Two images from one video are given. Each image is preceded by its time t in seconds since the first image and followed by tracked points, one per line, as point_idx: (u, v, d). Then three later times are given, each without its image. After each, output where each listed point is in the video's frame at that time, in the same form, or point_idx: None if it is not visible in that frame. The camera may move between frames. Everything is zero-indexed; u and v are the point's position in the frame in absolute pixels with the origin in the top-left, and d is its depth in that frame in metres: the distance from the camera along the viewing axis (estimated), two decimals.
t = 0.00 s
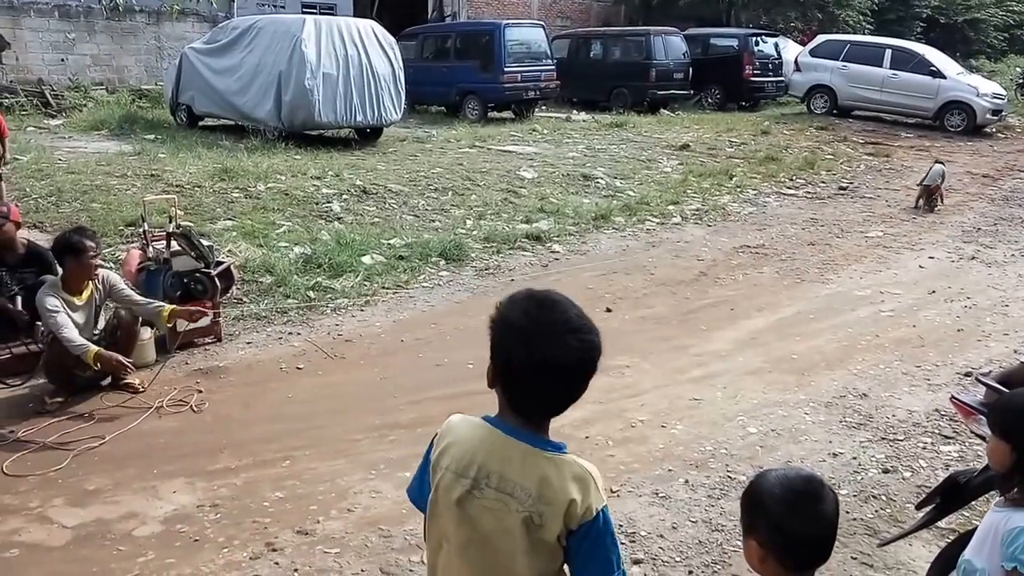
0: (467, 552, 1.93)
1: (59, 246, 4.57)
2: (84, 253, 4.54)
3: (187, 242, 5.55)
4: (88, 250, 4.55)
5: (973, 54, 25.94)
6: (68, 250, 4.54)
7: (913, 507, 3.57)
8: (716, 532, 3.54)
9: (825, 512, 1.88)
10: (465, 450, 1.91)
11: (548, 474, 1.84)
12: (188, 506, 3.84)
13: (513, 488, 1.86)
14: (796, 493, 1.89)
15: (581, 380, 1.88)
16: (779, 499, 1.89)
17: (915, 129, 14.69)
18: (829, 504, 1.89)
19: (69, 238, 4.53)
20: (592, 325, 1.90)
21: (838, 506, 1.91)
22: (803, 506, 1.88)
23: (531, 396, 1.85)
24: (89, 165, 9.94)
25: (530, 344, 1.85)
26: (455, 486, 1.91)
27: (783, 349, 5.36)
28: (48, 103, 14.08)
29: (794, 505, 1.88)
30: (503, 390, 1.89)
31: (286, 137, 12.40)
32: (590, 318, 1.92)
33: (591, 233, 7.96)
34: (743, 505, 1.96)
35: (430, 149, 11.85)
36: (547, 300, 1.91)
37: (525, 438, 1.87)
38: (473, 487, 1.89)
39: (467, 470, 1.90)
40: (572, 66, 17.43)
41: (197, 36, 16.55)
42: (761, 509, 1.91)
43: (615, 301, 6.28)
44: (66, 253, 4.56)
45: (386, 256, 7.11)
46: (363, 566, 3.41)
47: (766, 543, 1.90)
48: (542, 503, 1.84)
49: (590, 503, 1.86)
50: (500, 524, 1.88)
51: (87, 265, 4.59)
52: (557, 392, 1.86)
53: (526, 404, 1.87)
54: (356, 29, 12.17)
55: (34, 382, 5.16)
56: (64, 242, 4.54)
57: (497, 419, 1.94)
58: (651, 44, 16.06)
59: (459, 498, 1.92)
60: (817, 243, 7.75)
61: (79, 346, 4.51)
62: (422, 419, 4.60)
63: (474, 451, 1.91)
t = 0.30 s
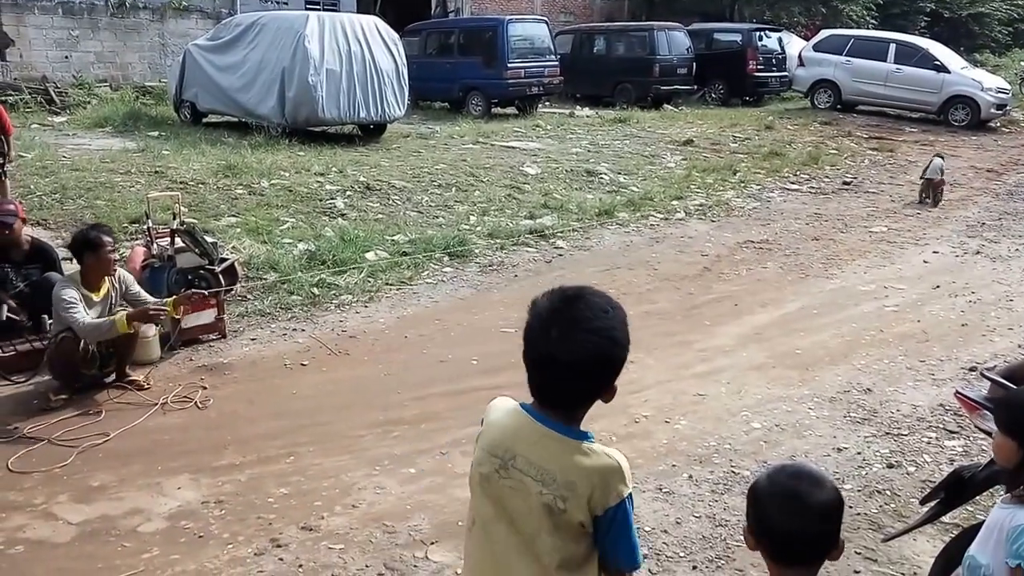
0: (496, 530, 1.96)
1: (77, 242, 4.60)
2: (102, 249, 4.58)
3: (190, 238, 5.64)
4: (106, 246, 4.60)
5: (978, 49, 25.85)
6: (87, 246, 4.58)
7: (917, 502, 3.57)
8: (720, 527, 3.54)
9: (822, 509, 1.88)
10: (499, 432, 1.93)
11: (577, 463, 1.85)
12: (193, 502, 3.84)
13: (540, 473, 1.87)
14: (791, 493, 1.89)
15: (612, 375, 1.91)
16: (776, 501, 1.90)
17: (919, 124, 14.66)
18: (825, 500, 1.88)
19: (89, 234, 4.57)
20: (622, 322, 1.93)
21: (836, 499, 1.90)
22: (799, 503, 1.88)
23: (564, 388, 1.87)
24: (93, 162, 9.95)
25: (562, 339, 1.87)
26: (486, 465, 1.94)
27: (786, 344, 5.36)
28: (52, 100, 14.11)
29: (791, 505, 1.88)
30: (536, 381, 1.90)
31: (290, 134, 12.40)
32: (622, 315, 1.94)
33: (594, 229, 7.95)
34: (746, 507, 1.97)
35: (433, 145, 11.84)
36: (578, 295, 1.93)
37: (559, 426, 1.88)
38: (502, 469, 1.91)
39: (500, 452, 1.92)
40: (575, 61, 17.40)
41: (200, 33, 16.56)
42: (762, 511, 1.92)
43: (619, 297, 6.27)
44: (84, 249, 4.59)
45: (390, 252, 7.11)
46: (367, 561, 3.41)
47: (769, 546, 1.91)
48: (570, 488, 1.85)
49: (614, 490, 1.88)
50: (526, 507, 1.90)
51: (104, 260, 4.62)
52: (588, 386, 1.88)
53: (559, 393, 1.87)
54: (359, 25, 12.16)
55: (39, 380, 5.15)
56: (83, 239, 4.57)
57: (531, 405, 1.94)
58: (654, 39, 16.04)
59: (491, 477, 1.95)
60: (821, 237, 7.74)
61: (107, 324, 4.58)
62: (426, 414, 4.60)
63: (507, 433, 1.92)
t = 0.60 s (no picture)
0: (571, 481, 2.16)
1: (96, 237, 4.66)
2: (121, 245, 4.65)
3: (195, 236, 5.61)
4: (126, 241, 4.67)
5: (982, 43, 25.79)
6: (107, 241, 4.64)
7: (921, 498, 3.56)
8: (725, 523, 3.54)
9: (823, 509, 1.87)
10: (557, 394, 2.16)
11: (629, 402, 2.07)
12: (197, 498, 3.85)
13: (601, 418, 2.09)
14: (793, 493, 1.89)
15: (639, 327, 2.11)
16: (777, 500, 1.90)
17: (923, 119, 14.62)
18: (825, 500, 1.88)
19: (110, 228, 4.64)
20: (642, 279, 2.14)
21: (838, 500, 1.89)
22: (799, 500, 1.88)
23: (602, 343, 2.09)
24: (97, 160, 9.96)
25: (590, 304, 2.10)
26: (554, 424, 2.16)
27: (791, 339, 5.35)
28: (57, 97, 14.14)
29: (791, 504, 1.89)
30: (578, 344, 2.13)
31: (294, 130, 12.40)
32: (641, 272, 2.16)
33: (598, 225, 7.94)
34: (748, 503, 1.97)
35: (437, 142, 11.84)
36: (598, 260, 2.16)
37: (608, 376, 2.10)
38: (568, 422, 2.13)
39: (563, 408, 2.15)
40: (579, 57, 17.38)
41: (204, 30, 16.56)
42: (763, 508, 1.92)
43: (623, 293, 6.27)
44: (103, 244, 4.66)
45: (394, 249, 7.11)
46: (371, 557, 3.42)
47: (768, 545, 1.92)
48: (628, 427, 2.07)
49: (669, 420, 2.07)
50: (595, 452, 2.10)
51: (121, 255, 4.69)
52: (622, 340, 2.09)
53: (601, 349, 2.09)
54: (363, 22, 12.15)
55: (43, 376, 5.16)
56: (102, 234, 4.63)
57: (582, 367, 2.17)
58: (658, 34, 16.03)
59: (558, 436, 2.16)
60: (825, 233, 7.73)
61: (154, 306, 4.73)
62: (431, 410, 4.61)
63: (565, 392, 2.15)
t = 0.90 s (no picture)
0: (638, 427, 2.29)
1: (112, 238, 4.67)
2: (138, 247, 4.68)
3: (199, 233, 5.58)
4: (142, 244, 4.70)
5: (987, 39, 25.72)
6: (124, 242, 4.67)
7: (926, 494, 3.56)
8: (728, 520, 3.55)
9: (826, 507, 1.87)
10: (627, 347, 2.30)
11: (691, 350, 2.21)
12: (201, 495, 3.86)
13: (666, 365, 2.23)
14: (796, 490, 1.89)
15: (699, 288, 2.25)
16: (779, 496, 1.90)
17: (928, 115, 14.59)
18: (827, 497, 1.88)
19: (126, 230, 4.66)
20: (697, 248, 2.28)
21: (841, 497, 1.89)
22: (800, 498, 1.88)
23: (666, 300, 2.23)
24: (100, 157, 9.97)
25: (655, 265, 2.24)
26: (619, 369, 2.31)
27: (794, 336, 5.35)
28: (60, 95, 14.16)
29: (793, 501, 1.89)
30: (644, 303, 2.27)
31: (297, 128, 12.41)
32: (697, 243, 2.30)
33: (602, 222, 7.94)
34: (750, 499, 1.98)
35: (440, 139, 11.84)
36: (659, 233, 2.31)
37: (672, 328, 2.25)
38: (633, 368, 2.28)
39: (631, 360, 2.28)
40: (582, 54, 17.36)
41: (207, 28, 16.56)
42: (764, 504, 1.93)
43: (626, 290, 6.27)
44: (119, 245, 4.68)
45: (397, 246, 7.12)
46: (375, 554, 3.42)
47: (769, 540, 1.92)
48: (689, 372, 2.20)
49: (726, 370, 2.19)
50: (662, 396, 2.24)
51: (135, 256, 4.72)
52: (685, 298, 2.23)
53: (666, 304, 2.23)
54: (366, 19, 12.14)
55: (48, 373, 5.18)
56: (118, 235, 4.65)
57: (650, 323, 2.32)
58: (661, 31, 16.01)
59: (627, 385, 2.30)
60: (829, 229, 7.72)
61: (110, 316, 4.75)
62: (434, 407, 4.61)
63: (633, 342, 2.30)
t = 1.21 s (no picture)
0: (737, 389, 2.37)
1: (120, 241, 4.64)
2: (149, 250, 4.66)
3: (204, 230, 5.60)
4: (150, 246, 4.66)
5: (993, 36, 25.65)
6: (133, 245, 4.64)
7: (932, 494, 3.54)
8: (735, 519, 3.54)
9: (828, 502, 1.86)
10: (750, 316, 2.37)
11: (809, 335, 2.27)
12: (207, 493, 3.86)
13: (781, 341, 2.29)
14: (799, 484, 1.89)
15: (836, 281, 2.27)
16: (782, 491, 1.90)
17: (935, 112, 14.54)
18: (829, 493, 1.87)
19: (134, 233, 4.63)
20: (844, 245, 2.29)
21: (844, 496, 1.88)
22: (802, 491, 1.88)
23: (798, 283, 2.28)
24: (106, 155, 9.98)
25: (798, 249, 2.28)
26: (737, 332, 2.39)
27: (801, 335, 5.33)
28: (66, 94, 14.18)
29: (794, 493, 1.88)
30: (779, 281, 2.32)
31: (303, 126, 12.41)
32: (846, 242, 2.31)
33: (607, 220, 7.93)
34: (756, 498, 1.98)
35: (445, 137, 11.83)
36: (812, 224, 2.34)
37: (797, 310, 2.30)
38: (749, 335, 2.35)
39: (750, 329, 2.35)
40: (588, 51, 17.33)
41: (213, 26, 16.57)
42: (767, 497, 1.92)
43: (632, 288, 6.26)
44: (128, 249, 4.65)
45: (402, 244, 7.11)
46: (380, 552, 3.41)
47: (769, 537, 1.91)
48: (798, 353, 2.27)
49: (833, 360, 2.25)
50: (767, 368, 2.31)
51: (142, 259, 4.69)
52: (818, 286, 2.27)
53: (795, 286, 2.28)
54: (371, 17, 12.12)
55: (54, 371, 5.18)
56: (127, 238, 4.62)
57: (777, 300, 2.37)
58: (667, 28, 15.98)
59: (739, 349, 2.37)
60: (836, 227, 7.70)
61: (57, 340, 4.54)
62: (440, 405, 4.61)
63: (758, 311, 2.38)
